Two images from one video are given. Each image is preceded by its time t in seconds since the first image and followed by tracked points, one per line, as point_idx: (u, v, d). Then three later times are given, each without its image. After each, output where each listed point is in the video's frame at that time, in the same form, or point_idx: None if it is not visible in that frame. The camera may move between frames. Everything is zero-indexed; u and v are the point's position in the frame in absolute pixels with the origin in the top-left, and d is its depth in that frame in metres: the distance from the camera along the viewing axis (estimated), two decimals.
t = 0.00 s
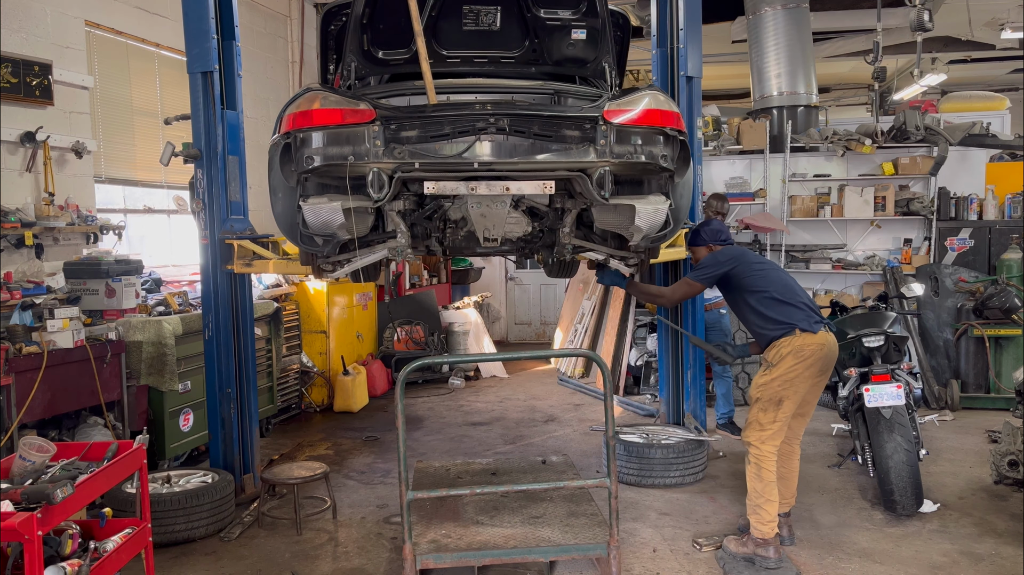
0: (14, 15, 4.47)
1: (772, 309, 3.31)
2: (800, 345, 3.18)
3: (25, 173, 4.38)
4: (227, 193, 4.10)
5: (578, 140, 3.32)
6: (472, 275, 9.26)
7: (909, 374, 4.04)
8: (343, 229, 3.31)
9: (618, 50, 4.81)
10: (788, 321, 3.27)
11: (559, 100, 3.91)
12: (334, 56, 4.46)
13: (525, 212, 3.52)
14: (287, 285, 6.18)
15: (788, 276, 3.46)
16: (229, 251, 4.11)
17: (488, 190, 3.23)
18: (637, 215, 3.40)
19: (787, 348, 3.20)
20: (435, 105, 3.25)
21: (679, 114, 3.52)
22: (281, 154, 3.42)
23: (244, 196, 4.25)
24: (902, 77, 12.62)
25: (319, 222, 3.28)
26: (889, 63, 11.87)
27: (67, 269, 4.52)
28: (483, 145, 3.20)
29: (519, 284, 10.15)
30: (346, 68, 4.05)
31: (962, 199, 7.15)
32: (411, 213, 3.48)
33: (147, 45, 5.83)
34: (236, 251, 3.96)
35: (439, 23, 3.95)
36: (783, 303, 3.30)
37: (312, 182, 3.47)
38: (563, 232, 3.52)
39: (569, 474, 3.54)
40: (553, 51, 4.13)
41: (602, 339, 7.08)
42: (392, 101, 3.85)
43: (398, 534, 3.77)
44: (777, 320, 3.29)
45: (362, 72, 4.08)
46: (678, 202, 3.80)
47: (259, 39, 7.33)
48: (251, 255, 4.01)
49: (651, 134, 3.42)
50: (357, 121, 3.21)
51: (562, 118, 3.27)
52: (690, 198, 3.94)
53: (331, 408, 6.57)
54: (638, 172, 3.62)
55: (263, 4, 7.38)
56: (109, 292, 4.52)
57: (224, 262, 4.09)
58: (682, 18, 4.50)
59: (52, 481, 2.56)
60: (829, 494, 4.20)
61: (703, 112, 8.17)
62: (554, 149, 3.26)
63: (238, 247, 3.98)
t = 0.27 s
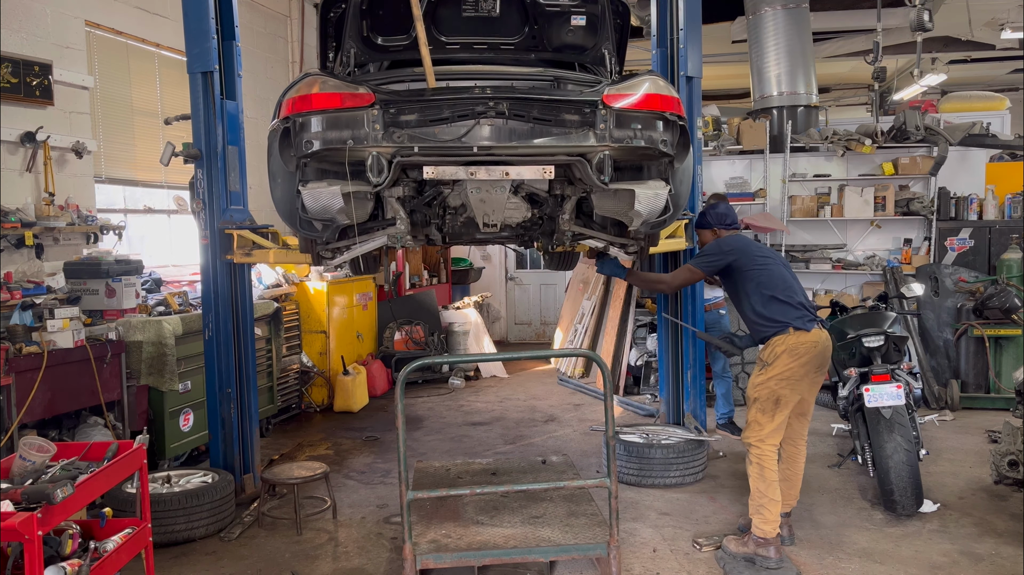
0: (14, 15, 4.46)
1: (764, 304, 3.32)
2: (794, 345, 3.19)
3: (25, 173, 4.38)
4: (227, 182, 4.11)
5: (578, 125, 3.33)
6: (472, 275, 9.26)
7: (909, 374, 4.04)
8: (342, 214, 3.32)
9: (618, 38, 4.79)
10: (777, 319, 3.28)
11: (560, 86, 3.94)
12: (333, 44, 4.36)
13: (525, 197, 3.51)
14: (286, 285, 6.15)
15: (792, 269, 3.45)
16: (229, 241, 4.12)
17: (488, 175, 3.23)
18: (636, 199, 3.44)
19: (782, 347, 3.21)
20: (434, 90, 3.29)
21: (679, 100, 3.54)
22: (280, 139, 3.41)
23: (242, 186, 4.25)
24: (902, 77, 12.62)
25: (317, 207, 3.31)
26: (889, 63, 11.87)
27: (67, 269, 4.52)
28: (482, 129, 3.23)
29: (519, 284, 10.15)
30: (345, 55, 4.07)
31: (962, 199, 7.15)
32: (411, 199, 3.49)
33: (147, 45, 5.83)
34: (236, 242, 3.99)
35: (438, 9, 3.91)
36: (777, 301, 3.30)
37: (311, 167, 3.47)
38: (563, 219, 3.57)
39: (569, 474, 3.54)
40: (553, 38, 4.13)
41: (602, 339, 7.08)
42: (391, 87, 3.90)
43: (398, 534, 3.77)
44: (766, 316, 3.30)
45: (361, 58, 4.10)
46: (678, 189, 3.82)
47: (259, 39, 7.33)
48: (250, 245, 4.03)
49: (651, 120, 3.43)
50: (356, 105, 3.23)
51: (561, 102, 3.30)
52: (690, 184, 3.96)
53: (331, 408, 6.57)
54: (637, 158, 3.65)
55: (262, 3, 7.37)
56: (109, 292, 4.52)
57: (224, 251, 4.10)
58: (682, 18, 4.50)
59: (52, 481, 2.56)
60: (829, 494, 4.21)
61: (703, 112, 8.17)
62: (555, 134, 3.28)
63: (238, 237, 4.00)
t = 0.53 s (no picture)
0: (14, 15, 4.46)
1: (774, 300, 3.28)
2: (785, 343, 3.23)
3: (25, 173, 4.38)
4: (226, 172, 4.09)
5: (577, 109, 3.36)
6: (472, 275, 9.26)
7: (909, 374, 4.04)
8: (341, 198, 3.40)
9: (618, 23, 4.81)
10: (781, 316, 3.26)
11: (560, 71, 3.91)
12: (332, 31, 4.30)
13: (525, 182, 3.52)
14: (286, 285, 6.15)
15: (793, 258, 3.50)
16: (229, 232, 4.12)
17: (487, 159, 3.26)
18: (636, 183, 3.50)
19: (773, 347, 3.24)
20: (433, 74, 3.31)
21: (679, 85, 3.57)
22: (279, 124, 3.50)
23: (242, 176, 4.26)
24: (902, 77, 12.61)
25: (316, 191, 3.39)
26: (889, 63, 11.87)
27: (67, 269, 4.52)
28: (481, 113, 3.25)
29: (519, 284, 10.15)
30: (345, 41, 4.10)
31: (962, 199, 7.15)
32: (410, 185, 3.56)
33: (147, 45, 5.83)
34: (235, 231, 3.99)
35: None
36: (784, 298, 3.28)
37: (310, 153, 3.54)
38: (563, 206, 3.66)
39: (569, 474, 3.54)
40: (553, 24, 4.11)
41: (602, 339, 7.09)
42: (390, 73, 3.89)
43: (398, 534, 3.77)
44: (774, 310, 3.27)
45: (360, 45, 4.11)
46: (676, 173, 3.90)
47: (259, 39, 7.33)
48: (249, 236, 4.06)
49: (650, 104, 3.48)
50: (355, 89, 3.27)
51: (561, 86, 3.32)
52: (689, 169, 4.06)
53: (331, 408, 6.57)
54: (637, 144, 3.70)
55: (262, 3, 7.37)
56: (109, 292, 4.52)
57: (223, 242, 4.09)
58: (682, 18, 4.50)
59: (52, 481, 2.56)
60: (829, 494, 4.21)
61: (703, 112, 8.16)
62: (554, 118, 3.30)
63: (238, 227, 4.01)
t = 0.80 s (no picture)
0: (13, 15, 4.46)
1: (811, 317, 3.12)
2: (819, 365, 3.08)
3: (25, 173, 4.38)
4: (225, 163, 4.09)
5: (577, 93, 3.40)
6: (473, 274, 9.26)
7: (909, 374, 4.04)
8: (339, 182, 3.46)
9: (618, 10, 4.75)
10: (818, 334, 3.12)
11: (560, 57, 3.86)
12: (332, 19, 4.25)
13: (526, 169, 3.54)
14: (286, 285, 6.15)
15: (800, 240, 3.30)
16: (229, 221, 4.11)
17: (486, 145, 3.29)
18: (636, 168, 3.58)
19: (810, 370, 3.07)
20: (433, 57, 3.35)
21: (678, 70, 3.62)
22: (278, 109, 3.57)
23: (241, 167, 4.27)
24: (902, 77, 12.61)
25: (316, 175, 3.46)
26: (889, 63, 11.88)
27: (67, 269, 4.51)
28: (481, 97, 3.31)
29: (519, 284, 10.15)
30: (344, 27, 4.08)
31: (962, 199, 7.16)
32: (409, 171, 3.61)
33: (147, 45, 5.83)
34: (235, 221, 3.96)
35: None
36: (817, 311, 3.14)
37: (309, 138, 3.58)
38: (563, 192, 3.65)
39: (569, 474, 3.54)
40: (553, 11, 4.05)
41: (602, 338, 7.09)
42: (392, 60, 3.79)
43: (398, 534, 3.77)
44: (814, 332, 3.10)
45: (360, 31, 4.10)
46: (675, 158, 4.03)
47: (259, 39, 7.32)
48: (248, 225, 4.02)
49: (651, 89, 3.53)
50: (354, 73, 3.29)
51: (561, 70, 3.36)
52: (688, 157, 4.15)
53: (331, 408, 6.57)
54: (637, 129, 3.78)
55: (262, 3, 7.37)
56: (109, 292, 4.51)
57: (223, 234, 4.08)
58: (682, 18, 4.51)
59: (52, 481, 2.56)
60: (829, 495, 4.21)
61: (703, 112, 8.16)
62: (553, 102, 3.35)
63: (237, 217, 3.99)
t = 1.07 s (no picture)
0: (13, 15, 4.45)
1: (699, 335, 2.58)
2: (704, 387, 2.57)
3: (25, 173, 4.38)
4: (224, 151, 4.06)
5: (576, 77, 3.43)
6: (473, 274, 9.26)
7: (909, 374, 4.04)
8: (338, 166, 3.52)
9: None
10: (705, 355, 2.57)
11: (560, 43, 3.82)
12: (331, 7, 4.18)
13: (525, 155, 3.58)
14: (286, 285, 6.15)
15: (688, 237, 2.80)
16: (228, 211, 4.11)
17: (485, 129, 3.35)
18: (636, 153, 3.62)
19: (693, 392, 2.57)
20: (432, 41, 3.36)
21: (677, 56, 3.66)
22: (278, 94, 3.65)
23: (240, 157, 4.22)
24: (902, 77, 12.61)
25: (314, 160, 3.51)
26: (889, 63, 11.88)
27: (67, 269, 4.51)
28: (480, 81, 3.33)
29: (519, 284, 10.16)
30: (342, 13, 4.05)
31: (962, 199, 7.16)
32: (408, 158, 3.66)
33: (147, 45, 5.83)
34: (233, 211, 3.96)
35: None
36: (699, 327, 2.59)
37: (309, 122, 3.59)
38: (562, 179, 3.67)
39: (569, 473, 3.54)
40: None
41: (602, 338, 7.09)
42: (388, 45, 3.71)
43: (397, 534, 3.77)
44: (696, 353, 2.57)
45: (359, 17, 4.07)
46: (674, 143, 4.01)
47: (259, 39, 7.32)
48: (248, 215, 4.01)
49: (651, 73, 3.55)
50: (352, 57, 3.34)
51: (560, 54, 3.38)
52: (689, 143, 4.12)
53: (330, 408, 6.57)
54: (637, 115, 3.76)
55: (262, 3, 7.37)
56: (109, 292, 4.51)
57: (223, 221, 4.08)
58: (682, 17, 4.46)
59: (52, 481, 2.56)
60: (829, 495, 4.21)
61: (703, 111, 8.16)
62: (552, 86, 3.38)
63: (236, 207, 3.98)
